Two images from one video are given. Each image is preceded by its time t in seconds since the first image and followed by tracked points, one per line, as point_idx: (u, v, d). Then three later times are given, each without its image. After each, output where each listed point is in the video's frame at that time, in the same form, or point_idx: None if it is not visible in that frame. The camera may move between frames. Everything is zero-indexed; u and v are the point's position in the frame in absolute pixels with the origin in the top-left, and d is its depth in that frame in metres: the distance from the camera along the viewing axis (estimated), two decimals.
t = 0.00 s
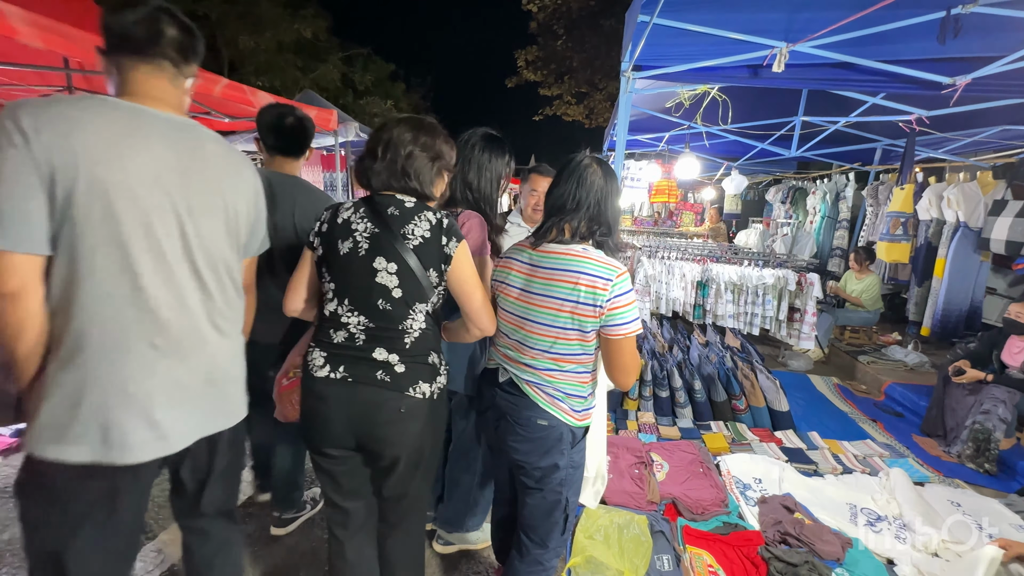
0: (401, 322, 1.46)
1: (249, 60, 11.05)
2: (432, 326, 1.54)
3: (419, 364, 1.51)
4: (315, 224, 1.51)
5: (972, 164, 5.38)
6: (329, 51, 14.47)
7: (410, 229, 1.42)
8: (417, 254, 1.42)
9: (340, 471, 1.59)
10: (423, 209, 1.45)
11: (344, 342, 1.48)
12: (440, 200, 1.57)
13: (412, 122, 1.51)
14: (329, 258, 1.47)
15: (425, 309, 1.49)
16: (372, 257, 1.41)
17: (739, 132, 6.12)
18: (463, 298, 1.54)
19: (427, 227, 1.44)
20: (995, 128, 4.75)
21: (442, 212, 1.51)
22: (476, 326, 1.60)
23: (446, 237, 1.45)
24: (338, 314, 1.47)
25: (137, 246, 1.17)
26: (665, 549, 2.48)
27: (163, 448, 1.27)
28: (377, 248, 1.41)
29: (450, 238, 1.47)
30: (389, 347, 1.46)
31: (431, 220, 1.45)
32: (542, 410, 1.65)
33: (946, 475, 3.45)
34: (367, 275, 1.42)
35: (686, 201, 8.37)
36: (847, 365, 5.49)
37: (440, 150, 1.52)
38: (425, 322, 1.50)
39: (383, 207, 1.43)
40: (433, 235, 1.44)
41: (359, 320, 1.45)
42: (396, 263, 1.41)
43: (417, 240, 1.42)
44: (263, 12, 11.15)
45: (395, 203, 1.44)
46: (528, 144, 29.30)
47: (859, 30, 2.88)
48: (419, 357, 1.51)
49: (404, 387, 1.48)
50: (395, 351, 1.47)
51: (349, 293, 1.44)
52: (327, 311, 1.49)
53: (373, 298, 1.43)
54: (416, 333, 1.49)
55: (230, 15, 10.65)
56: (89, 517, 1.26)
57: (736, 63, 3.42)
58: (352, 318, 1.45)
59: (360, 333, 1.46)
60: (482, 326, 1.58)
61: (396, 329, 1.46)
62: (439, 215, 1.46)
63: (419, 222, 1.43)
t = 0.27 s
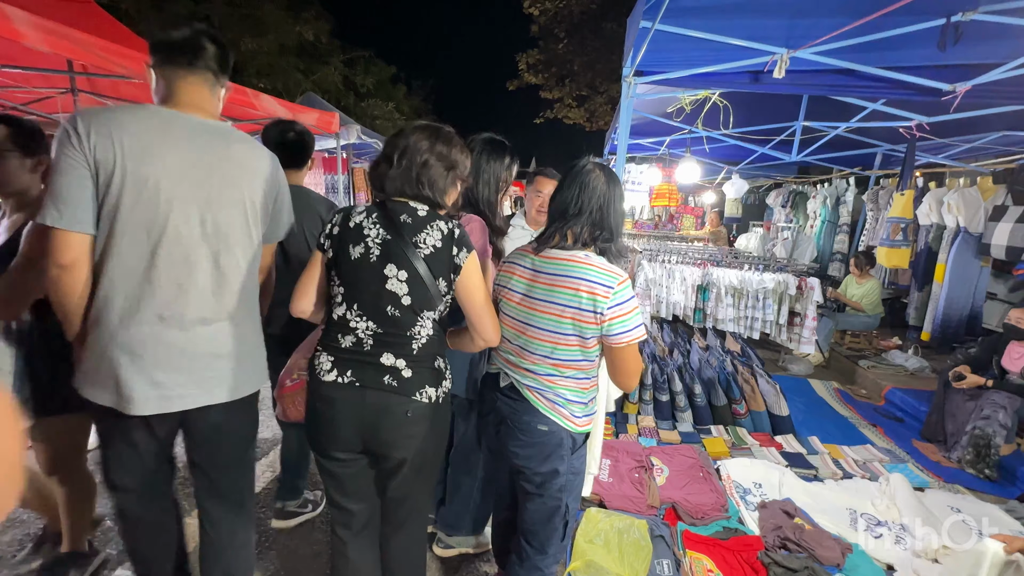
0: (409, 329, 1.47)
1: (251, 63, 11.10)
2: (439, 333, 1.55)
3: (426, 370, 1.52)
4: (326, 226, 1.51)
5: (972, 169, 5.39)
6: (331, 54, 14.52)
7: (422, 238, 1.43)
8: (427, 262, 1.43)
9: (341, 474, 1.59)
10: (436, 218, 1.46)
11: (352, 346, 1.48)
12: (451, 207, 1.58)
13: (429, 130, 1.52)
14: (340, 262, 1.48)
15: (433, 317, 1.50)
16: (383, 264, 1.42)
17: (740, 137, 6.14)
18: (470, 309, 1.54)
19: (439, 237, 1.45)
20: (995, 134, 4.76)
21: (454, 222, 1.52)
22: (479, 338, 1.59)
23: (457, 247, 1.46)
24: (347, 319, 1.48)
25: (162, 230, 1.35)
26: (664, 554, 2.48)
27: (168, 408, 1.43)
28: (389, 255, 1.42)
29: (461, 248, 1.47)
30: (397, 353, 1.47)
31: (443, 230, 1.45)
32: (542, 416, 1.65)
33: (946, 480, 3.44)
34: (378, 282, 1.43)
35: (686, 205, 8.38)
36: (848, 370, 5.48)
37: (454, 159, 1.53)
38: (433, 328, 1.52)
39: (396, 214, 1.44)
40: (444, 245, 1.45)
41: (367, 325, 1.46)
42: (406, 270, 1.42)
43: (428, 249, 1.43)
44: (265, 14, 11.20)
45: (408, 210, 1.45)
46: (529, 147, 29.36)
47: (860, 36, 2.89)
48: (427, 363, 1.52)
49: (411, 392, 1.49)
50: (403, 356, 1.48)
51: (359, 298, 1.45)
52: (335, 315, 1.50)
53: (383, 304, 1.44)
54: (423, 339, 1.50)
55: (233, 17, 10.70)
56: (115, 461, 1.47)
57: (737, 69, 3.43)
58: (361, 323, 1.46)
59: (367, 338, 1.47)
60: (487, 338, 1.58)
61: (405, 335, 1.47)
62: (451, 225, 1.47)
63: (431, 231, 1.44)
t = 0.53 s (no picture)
0: (410, 335, 1.47)
1: (248, 63, 11.08)
2: (439, 340, 1.55)
3: (425, 376, 1.53)
4: (331, 229, 1.51)
5: (965, 175, 5.44)
6: (328, 55, 14.52)
7: (427, 246, 1.43)
8: (430, 270, 1.43)
9: (337, 480, 1.60)
10: (441, 227, 1.46)
11: (352, 350, 1.49)
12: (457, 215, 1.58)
13: (440, 139, 1.52)
14: (343, 267, 1.48)
15: (433, 324, 1.50)
16: (386, 270, 1.43)
17: (736, 141, 6.17)
18: (470, 319, 1.54)
19: (443, 246, 1.45)
20: (987, 140, 4.81)
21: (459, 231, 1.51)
22: (477, 347, 1.59)
23: (460, 257, 1.46)
24: (348, 323, 1.48)
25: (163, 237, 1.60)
26: (660, 558, 2.48)
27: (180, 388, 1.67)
28: (392, 261, 1.42)
29: (464, 258, 1.47)
30: (397, 359, 1.48)
31: (448, 239, 1.45)
32: (539, 422, 1.66)
33: (939, 485, 3.46)
34: (381, 288, 1.43)
35: (683, 208, 8.42)
36: (842, 373, 5.51)
37: (463, 169, 1.54)
38: (433, 335, 1.52)
39: (402, 222, 1.44)
40: (447, 254, 1.45)
41: (368, 330, 1.46)
42: (409, 278, 1.42)
43: (431, 258, 1.43)
44: (262, 15, 11.19)
45: (413, 218, 1.45)
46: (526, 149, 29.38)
47: (855, 44, 2.92)
48: (426, 369, 1.53)
49: (410, 397, 1.50)
50: (403, 362, 1.48)
51: (360, 303, 1.45)
52: (336, 320, 1.50)
53: (384, 310, 1.44)
54: (423, 345, 1.51)
55: (230, 18, 10.67)
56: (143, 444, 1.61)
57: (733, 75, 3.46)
58: (362, 328, 1.46)
59: (368, 344, 1.47)
60: (485, 348, 1.58)
61: (405, 342, 1.48)
62: (456, 235, 1.47)
63: (435, 240, 1.44)
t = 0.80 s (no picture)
0: (414, 337, 1.48)
1: (246, 62, 11.06)
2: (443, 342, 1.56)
3: (428, 377, 1.54)
4: (336, 229, 1.51)
5: (962, 177, 5.47)
6: (327, 54, 14.49)
7: (433, 249, 1.43)
8: (436, 273, 1.44)
9: (337, 481, 1.60)
10: (447, 229, 1.46)
11: (355, 352, 1.49)
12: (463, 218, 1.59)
13: (447, 142, 1.53)
14: (348, 268, 1.48)
15: (437, 326, 1.50)
16: (392, 271, 1.43)
17: (734, 142, 6.18)
18: (472, 322, 1.54)
19: (449, 248, 1.45)
20: (984, 142, 4.84)
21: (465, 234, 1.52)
22: (478, 350, 1.60)
23: (466, 260, 1.46)
24: (352, 324, 1.48)
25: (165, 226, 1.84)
26: (659, 558, 2.49)
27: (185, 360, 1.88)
28: (398, 263, 1.43)
29: (470, 261, 1.47)
30: (401, 360, 1.49)
31: (454, 242, 1.45)
32: (538, 423, 1.67)
33: (935, 485, 3.49)
34: (386, 290, 1.44)
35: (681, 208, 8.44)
36: (840, 373, 5.54)
37: (470, 172, 1.54)
38: (437, 337, 1.53)
39: (409, 224, 1.44)
40: (454, 257, 1.45)
41: (373, 332, 1.47)
42: (415, 280, 1.42)
43: (437, 260, 1.43)
44: (261, 13, 11.16)
45: (420, 220, 1.45)
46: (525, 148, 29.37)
47: (853, 46, 2.93)
48: (429, 371, 1.54)
49: (413, 399, 1.51)
50: (406, 363, 1.49)
51: (365, 305, 1.46)
52: (340, 321, 1.50)
53: (389, 312, 1.44)
54: (427, 347, 1.52)
55: (228, 16, 10.64)
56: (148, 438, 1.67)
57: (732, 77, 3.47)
58: (366, 329, 1.47)
59: (372, 345, 1.48)
60: (486, 351, 1.59)
61: (409, 343, 1.48)
62: (462, 238, 1.47)
63: (442, 243, 1.44)
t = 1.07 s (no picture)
0: (407, 333, 1.48)
1: (241, 57, 10.99)
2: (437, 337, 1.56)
3: (422, 373, 1.54)
4: (328, 224, 1.51)
5: (957, 175, 5.50)
6: (322, 50, 14.41)
7: (426, 244, 1.43)
8: (429, 268, 1.43)
9: (334, 477, 1.60)
10: (440, 224, 1.46)
11: (348, 348, 1.49)
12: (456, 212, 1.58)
13: (441, 135, 1.52)
14: (340, 263, 1.48)
15: (431, 322, 1.50)
16: (385, 267, 1.43)
17: (731, 139, 6.20)
18: (466, 319, 1.55)
19: (443, 243, 1.45)
20: (978, 140, 4.87)
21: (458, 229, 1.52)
22: (472, 347, 1.61)
23: (460, 255, 1.47)
24: (345, 320, 1.48)
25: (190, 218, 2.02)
26: (655, 552, 2.51)
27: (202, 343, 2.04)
28: (391, 259, 1.42)
29: (463, 256, 1.48)
30: (395, 356, 1.49)
31: (447, 237, 1.46)
32: (534, 418, 1.67)
33: (929, 480, 3.52)
34: (379, 285, 1.43)
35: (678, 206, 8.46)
36: (834, 370, 5.58)
37: (464, 166, 1.54)
38: (430, 333, 1.53)
39: (402, 218, 1.45)
40: (447, 252, 1.45)
41: (365, 328, 1.46)
42: (408, 275, 1.42)
43: (431, 256, 1.43)
44: (255, 8, 11.09)
45: (413, 215, 1.45)
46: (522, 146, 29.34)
47: (849, 44, 2.94)
48: (424, 366, 1.54)
49: (408, 395, 1.51)
50: (400, 359, 1.49)
51: (358, 300, 1.45)
52: (332, 317, 1.50)
53: (382, 307, 1.44)
54: (421, 343, 1.51)
55: (222, 11, 10.56)
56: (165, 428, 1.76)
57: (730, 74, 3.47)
58: (359, 325, 1.46)
59: (365, 341, 1.48)
60: (481, 349, 1.60)
61: (403, 339, 1.48)
62: (455, 233, 1.47)
63: (435, 238, 1.44)
